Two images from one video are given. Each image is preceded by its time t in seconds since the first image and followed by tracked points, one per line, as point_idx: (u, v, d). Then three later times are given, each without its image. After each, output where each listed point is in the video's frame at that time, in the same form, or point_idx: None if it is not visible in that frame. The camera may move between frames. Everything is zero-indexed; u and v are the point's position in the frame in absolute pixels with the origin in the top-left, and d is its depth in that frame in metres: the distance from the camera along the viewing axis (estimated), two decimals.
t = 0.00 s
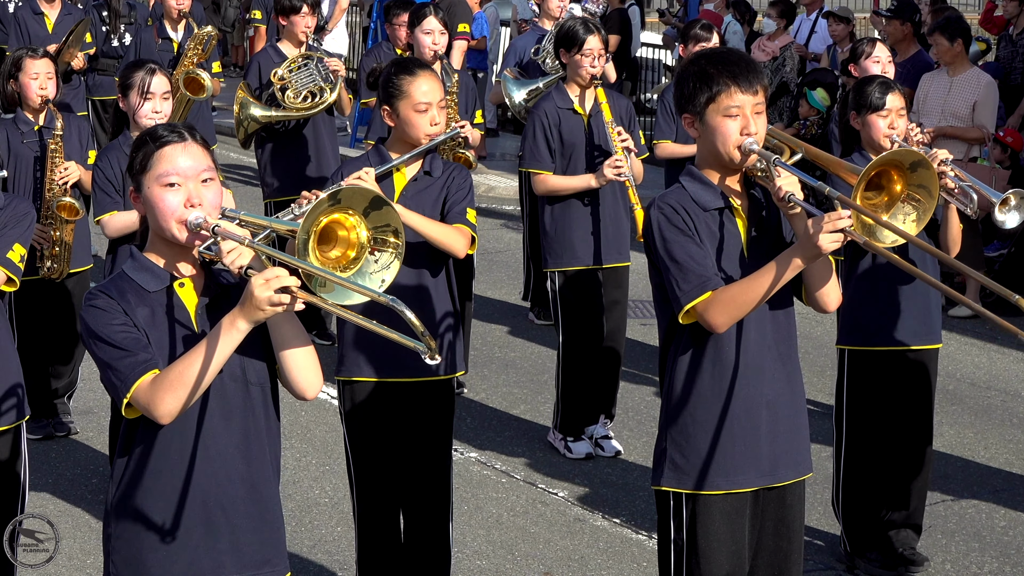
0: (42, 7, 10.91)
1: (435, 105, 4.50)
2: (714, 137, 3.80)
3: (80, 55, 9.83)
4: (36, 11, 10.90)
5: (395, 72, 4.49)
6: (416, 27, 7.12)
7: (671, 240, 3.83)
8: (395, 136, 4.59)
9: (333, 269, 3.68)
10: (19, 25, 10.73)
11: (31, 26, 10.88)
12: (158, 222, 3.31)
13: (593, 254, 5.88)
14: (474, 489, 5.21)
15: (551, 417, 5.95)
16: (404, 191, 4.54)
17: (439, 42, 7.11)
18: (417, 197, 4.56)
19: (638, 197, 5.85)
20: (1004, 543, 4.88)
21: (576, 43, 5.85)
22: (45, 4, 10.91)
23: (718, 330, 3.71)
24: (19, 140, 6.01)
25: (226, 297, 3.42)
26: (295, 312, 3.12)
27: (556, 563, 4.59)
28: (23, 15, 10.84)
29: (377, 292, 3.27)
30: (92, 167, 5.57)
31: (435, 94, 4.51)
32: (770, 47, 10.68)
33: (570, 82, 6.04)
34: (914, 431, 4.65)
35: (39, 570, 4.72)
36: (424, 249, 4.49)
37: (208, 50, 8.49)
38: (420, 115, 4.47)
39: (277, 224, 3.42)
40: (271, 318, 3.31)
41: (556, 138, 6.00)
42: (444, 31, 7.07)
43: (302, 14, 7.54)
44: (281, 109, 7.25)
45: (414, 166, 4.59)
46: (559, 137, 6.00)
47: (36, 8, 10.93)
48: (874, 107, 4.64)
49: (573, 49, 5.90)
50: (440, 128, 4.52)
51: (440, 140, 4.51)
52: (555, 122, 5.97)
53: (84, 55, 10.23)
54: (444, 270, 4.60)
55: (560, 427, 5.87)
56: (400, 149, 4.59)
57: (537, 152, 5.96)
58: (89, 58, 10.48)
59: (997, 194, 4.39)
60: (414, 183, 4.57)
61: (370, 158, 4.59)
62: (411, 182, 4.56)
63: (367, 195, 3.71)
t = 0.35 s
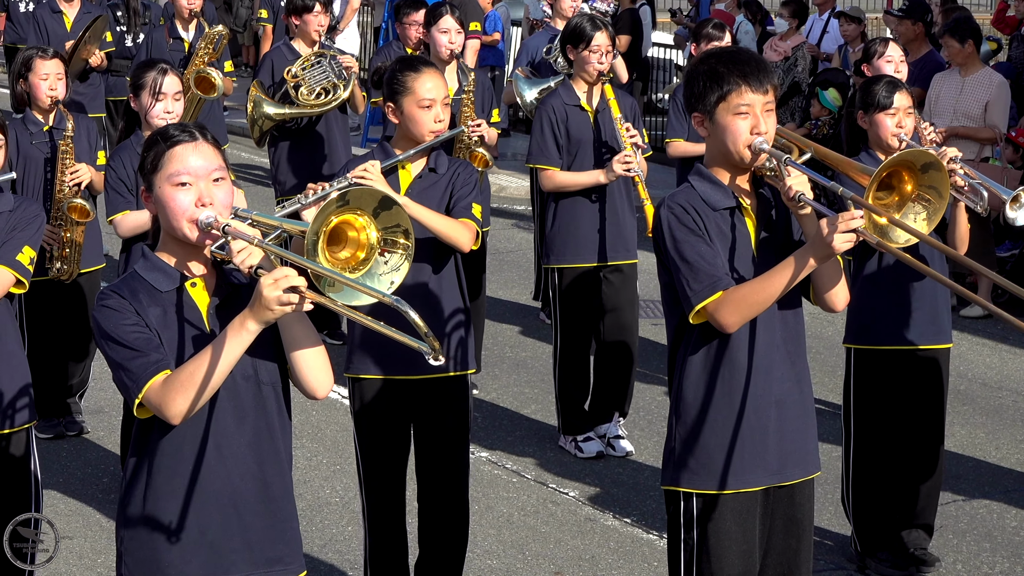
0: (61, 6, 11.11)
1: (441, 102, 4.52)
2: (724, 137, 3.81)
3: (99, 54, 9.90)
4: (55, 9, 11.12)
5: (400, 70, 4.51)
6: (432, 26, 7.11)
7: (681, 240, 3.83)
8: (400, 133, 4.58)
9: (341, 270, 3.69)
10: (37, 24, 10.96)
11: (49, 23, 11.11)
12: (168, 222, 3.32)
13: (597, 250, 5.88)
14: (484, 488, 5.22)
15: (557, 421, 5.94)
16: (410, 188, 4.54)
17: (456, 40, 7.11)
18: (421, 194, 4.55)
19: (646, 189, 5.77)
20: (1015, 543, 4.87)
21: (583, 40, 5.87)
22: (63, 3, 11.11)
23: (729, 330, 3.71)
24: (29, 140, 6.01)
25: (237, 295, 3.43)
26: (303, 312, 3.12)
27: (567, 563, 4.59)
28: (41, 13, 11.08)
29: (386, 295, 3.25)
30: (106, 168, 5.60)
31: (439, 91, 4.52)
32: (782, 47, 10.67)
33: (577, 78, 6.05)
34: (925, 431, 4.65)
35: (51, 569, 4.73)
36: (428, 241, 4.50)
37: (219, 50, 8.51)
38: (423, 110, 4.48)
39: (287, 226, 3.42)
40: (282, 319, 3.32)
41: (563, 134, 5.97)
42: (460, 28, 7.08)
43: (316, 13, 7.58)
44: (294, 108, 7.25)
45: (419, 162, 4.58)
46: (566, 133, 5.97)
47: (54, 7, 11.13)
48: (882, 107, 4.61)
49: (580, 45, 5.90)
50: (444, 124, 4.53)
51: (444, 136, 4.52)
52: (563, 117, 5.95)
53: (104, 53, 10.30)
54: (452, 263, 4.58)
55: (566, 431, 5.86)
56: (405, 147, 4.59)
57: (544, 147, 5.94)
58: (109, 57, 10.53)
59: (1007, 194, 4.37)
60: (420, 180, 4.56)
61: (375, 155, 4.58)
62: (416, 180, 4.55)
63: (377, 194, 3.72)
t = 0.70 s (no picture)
0: (69, 6, 11.11)
1: (452, 101, 4.52)
2: (732, 135, 3.81)
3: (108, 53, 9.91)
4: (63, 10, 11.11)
5: (410, 70, 4.51)
6: (444, 26, 7.09)
7: (688, 239, 3.83)
8: (412, 134, 4.60)
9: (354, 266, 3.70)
10: (44, 24, 10.96)
11: (58, 23, 11.10)
12: (177, 221, 3.33)
13: (606, 252, 5.87)
14: (492, 488, 5.22)
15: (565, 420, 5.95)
16: (421, 186, 4.55)
17: (467, 41, 7.09)
18: (432, 192, 4.55)
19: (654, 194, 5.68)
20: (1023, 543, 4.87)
21: (591, 41, 5.88)
22: (71, 3, 11.13)
23: (736, 330, 3.70)
24: (36, 140, 5.98)
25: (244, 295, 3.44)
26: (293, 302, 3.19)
27: (575, 563, 4.59)
28: (49, 14, 11.06)
29: (394, 291, 3.26)
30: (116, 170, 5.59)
31: (450, 90, 4.53)
32: (790, 47, 10.63)
33: (586, 80, 6.03)
34: (933, 431, 4.64)
35: (58, 570, 4.72)
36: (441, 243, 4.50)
37: (228, 50, 8.51)
38: (434, 110, 4.48)
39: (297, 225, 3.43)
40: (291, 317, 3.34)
41: (572, 134, 5.97)
42: (473, 29, 7.06)
43: (325, 12, 7.61)
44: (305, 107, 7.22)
45: (431, 162, 4.60)
46: (574, 133, 5.98)
47: (63, 7, 11.14)
48: (888, 107, 4.61)
49: (589, 47, 5.90)
50: (455, 123, 4.54)
51: (455, 136, 4.52)
52: (571, 119, 5.96)
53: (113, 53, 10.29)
54: (464, 262, 4.60)
55: (576, 431, 5.86)
56: (416, 148, 4.61)
57: (553, 148, 5.95)
58: (117, 55, 10.55)
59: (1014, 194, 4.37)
60: (431, 179, 4.57)
61: (387, 156, 4.61)
62: (428, 179, 4.57)
63: (388, 194, 3.70)
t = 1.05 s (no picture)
0: (75, 4, 11.28)
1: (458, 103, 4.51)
2: (744, 135, 3.82)
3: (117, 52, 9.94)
4: (70, 8, 11.27)
5: (418, 71, 4.51)
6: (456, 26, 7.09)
7: (700, 242, 3.83)
8: (416, 134, 4.60)
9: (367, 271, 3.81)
10: (52, 23, 11.12)
11: (64, 22, 11.27)
12: (193, 219, 3.34)
13: (616, 252, 5.87)
14: (502, 488, 5.22)
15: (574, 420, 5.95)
16: (424, 189, 4.53)
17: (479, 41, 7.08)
18: (436, 196, 4.55)
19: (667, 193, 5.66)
20: None
21: (601, 41, 5.88)
22: (78, 2, 11.28)
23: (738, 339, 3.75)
24: (48, 138, 6.01)
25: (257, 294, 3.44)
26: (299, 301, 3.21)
27: (584, 563, 4.59)
28: (56, 13, 11.24)
29: (398, 301, 3.38)
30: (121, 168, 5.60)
31: (456, 92, 4.51)
32: (799, 47, 10.65)
33: (596, 79, 6.04)
34: (942, 432, 4.64)
35: (68, 568, 4.72)
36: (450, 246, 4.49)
37: (238, 51, 8.53)
38: (440, 113, 4.48)
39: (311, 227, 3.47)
40: (303, 320, 3.37)
41: (580, 134, 5.99)
42: (484, 29, 7.06)
43: (336, 12, 7.65)
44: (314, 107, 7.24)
45: (434, 164, 4.57)
46: (583, 133, 5.99)
47: (69, 5, 11.29)
48: (899, 106, 4.61)
49: (598, 46, 5.91)
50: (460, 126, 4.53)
51: (459, 139, 4.51)
52: (580, 118, 5.97)
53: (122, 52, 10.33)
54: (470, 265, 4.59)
55: (584, 431, 5.86)
56: (421, 148, 4.60)
57: (562, 148, 5.96)
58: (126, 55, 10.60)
59: None
60: (435, 181, 4.56)
61: (389, 157, 4.61)
62: (431, 182, 4.55)
63: (406, 199, 3.77)
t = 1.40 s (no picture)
0: (87, 4, 11.29)
1: (477, 102, 4.54)
2: (756, 134, 3.82)
3: (129, 51, 9.96)
4: (82, 8, 11.28)
5: (435, 71, 4.51)
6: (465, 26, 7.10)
7: (713, 242, 3.84)
8: (434, 133, 4.61)
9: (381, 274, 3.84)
10: (65, 23, 11.12)
11: (77, 23, 11.22)
12: (204, 220, 3.34)
13: (629, 251, 5.87)
14: (513, 487, 5.22)
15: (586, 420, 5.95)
16: (443, 187, 4.54)
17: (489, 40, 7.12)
18: (453, 193, 4.55)
19: (680, 189, 5.64)
20: None
21: (612, 40, 5.90)
22: (91, 2, 11.30)
23: (750, 338, 3.74)
24: (58, 140, 5.97)
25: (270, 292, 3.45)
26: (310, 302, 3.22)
27: (595, 563, 4.59)
28: (69, 13, 11.22)
29: (415, 305, 3.35)
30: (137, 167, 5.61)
31: (475, 93, 4.52)
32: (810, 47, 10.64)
33: (607, 79, 6.06)
34: (954, 433, 4.66)
35: (81, 567, 4.71)
36: (463, 246, 4.48)
37: (252, 51, 8.54)
38: (459, 114, 4.49)
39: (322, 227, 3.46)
40: (315, 322, 3.36)
41: (594, 134, 5.98)
42: (495, 27, 7.09)
43: (347, 12, 7.63)
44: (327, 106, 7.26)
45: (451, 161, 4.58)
46: (597, 132, 5.98)
47: (81, 5, 11.30)
48: (913, 106, 4.61)
49: (609, 45, 5.93)
50: (479, 126, 4.55)
51: (478, 139, 4.54)
52: (593, 117, 5.96)
53: (133, 51, 10.34)
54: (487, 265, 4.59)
55: (596, 430, 5.86)
56: (439, 148, 4.61)
57: (576, 147, 5.95)
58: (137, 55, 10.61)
59: None
60: (452, 179, 4.56)
61: (407, 156, 4.60)
62: (449, 179, 4.55)
63: (421, 203, 3.84)
